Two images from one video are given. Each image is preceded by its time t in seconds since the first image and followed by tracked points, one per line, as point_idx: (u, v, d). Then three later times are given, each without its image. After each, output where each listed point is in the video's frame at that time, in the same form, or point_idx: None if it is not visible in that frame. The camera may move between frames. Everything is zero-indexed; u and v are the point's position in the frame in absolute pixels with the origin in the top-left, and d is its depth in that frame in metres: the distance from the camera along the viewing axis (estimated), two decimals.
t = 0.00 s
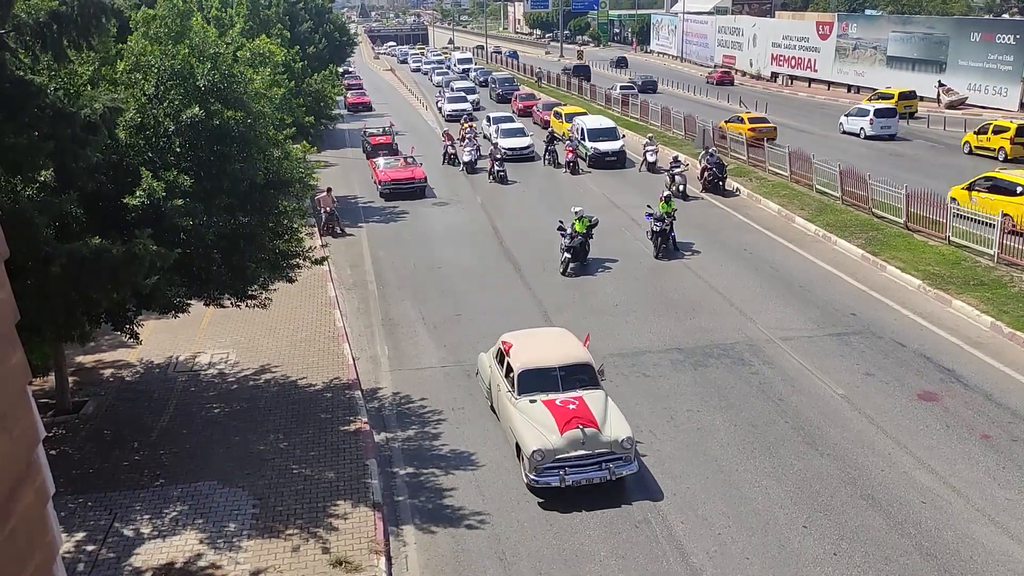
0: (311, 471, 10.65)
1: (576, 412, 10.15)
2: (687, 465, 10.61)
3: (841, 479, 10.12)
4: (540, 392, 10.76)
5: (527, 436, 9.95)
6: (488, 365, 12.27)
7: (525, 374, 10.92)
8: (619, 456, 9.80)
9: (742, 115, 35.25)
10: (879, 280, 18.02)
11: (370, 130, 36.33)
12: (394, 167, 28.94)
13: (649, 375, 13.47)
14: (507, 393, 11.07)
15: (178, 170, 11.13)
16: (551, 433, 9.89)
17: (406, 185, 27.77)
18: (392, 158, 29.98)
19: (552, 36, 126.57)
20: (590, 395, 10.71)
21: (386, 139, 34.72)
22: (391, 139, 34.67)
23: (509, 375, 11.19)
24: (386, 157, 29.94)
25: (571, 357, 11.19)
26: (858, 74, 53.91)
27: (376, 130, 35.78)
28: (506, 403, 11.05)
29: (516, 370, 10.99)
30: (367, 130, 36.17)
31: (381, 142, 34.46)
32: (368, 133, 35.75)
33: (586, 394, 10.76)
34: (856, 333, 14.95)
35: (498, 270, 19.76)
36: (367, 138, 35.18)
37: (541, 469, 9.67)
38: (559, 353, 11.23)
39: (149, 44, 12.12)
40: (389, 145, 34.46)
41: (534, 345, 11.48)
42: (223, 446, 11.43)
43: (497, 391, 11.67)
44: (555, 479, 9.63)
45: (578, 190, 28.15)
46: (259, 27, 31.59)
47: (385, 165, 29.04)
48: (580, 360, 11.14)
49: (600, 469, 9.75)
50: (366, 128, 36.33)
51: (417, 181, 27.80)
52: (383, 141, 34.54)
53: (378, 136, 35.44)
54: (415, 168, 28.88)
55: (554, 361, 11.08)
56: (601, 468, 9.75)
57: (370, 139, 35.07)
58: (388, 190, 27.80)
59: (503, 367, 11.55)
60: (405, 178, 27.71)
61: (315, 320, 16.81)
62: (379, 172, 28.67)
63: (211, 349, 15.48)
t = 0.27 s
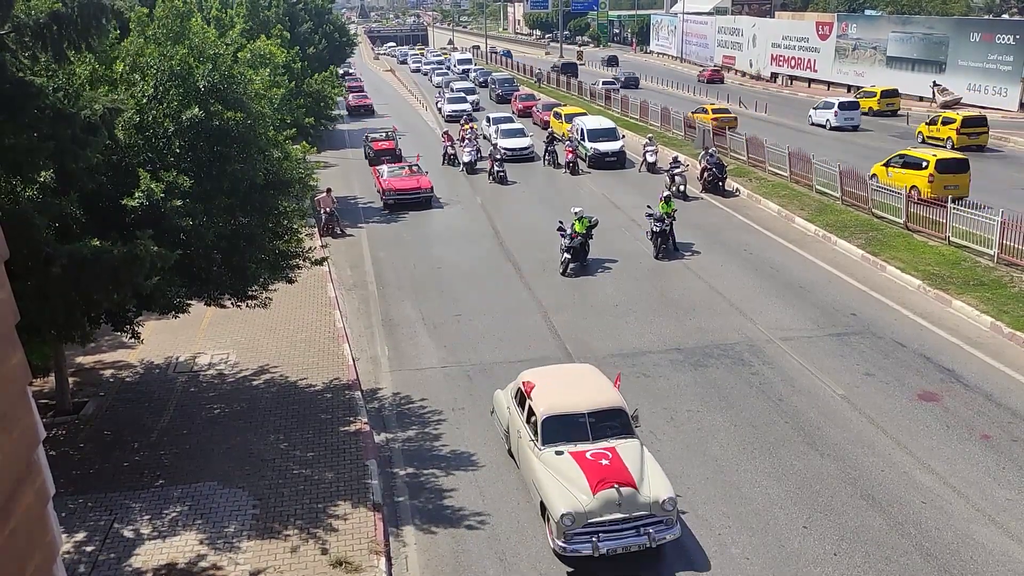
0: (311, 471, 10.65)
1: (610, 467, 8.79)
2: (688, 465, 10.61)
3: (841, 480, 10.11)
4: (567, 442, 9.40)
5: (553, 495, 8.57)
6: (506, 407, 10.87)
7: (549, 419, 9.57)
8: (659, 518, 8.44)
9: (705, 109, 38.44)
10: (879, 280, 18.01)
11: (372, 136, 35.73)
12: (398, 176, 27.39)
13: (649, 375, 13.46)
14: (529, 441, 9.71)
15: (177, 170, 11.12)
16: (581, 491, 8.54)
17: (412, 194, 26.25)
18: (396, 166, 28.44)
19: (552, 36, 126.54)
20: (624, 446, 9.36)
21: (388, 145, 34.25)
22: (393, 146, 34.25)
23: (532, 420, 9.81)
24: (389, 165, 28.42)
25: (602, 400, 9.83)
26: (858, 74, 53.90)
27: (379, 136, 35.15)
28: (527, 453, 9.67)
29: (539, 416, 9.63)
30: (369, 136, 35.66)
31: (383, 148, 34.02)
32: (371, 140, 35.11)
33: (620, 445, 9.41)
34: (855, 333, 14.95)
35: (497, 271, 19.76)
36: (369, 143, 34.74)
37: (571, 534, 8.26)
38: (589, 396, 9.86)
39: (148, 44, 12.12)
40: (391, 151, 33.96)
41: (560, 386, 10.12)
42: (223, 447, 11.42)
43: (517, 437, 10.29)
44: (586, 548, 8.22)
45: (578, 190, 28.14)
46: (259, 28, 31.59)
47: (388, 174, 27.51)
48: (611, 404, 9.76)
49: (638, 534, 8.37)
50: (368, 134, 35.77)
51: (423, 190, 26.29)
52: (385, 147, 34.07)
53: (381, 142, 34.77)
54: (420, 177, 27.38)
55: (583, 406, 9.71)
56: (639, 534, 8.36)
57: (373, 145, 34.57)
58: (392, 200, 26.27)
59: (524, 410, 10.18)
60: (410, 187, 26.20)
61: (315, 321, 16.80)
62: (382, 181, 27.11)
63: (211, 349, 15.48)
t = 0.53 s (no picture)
0: (311, 472, 10.65)
1: (654, 542, 7.55)
2: (688, 465, 10.61)
3: (841, 480, 10.11)
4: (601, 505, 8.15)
5: None
6: (530, 456, 9.60)
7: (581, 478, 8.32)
8: None
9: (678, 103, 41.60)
10: (879, 281, 18.01)
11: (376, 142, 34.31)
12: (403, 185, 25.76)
13: (650, 376, 13.46)
14: (557, 503, 8.45)
15: (177, 171, 11.12)
16: (622, 571, 7.33)
17: (418, 206, 24.63)
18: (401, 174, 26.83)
19: (552, 37, 126.50)
20: (669, 512, 8.11)
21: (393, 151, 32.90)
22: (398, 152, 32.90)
23: (560, 478, 8.53)
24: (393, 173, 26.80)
25: (641, 454, 8.55)
26: (858, 74, 53.91)
27: (384, 142, 33.75)
28: (555, 516, 8.42)
29: (570, 474, 8.35)
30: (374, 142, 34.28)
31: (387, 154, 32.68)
32: (375, 146, 33.70)
33: (663, 509, 8.15)
34: (855, 333, 14.95)
35: (498, 271, 19.75)
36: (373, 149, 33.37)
37: None
38: (624, 449, 8.60)
39: (148, 45, 12.11)
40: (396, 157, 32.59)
41: (591, 437, 8.87)
42: (223, 447, 11.42)
43: (541, 493, 9.04)
44: None
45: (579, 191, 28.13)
46: (259, 28, 31.58)
47: (393, 183, 25.90)
48: (651, 459, 8.50)
49: None
50: (372, 140, 34.39)
51: (430, 202, 24.69)
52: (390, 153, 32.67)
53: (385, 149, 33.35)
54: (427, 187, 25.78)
55: (618, 462, 8.44)
56: None
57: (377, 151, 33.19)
58: (398, 213, 24.66)
59: (550, 464, 8.90)
60: (416, 199, 24.58)
61: (315, 321, 16.79)
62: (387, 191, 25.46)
63: (210, 350, 15.47)
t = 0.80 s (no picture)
0: (312, 472, 10.65)
1: None
2: (688, 466, 10.61)
3: (842, 481, 10.10)
4: None
5: None
6: (554, 509, 8.45)
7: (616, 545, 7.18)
8: None
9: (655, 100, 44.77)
10: (879, 281, 18.00)
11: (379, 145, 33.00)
12: (408, 194, 24.51)
13: (650, 376, 13.46)
14: (588, 572, 7.31)
15: (177, 171, 11.11)
16: None
17: (425, 216, 23.37)
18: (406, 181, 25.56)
19: (551, 37, 126.52)
20: None
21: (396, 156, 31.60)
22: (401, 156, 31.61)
23: (591, 541, 7.42)
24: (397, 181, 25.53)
25: (684, 515, 7.41)
26: (857, 74, 53.91)
27: (386, 145, 32.46)
28: None
29: (602, 539, 7.22)
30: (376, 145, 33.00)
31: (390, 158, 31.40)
32: (377, 150, 32.38)
33: None
34: (856, 334, 14.95)
35: (498, 272, 19.74)
36: (376, 153, 32.07)
37: None
38: (665, 510, 7.45)
39: (147, 45, 12.11)
40: (399, 162, 31.30)
41: (624, 493, 7.73)
42: (222, 448, 11.41)
43: (567, 556, 7.90)
44: None
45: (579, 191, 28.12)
46: (259, 28, 31.58)
47: (397, 192, 24.62)
48: (697, 522, 7.34)
49: None
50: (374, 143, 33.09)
51: (437, 211, 23.43)
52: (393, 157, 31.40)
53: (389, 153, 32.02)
54: (433, 195, 24.52)
55: (659, 525, 7.28)
56: None
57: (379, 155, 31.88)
58: (403, 223, 23.39)
59: (579, 524, 7.77)
60: (423, 209, 23.33)
61: (314, 322, 16.78)
62: (391, 201, 24.23)
63: (210, 350, 15.47)
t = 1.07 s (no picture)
0: (311, 473, 10.65)
1: None
2: (688, 467, 10.60)
3: (842, 481, 10.10)
4: None
5: None
6: None
7: None
8: None
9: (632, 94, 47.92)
10: (879, 282, 18.00)
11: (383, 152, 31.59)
12: (415, 207, 23.01)
13: (649, 377, 13.46)
14: None
15: (177, 172, 11.10)
16: None
17: (432, 230, 21.83)
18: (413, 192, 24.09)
19: (551, 38, 126.51)
20: None
21: (401, 164, 30.22)
22: (406, 164, 30.22)
23: None
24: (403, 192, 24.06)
25: None
26: (857, 75, 53.89)
27: (391, 153, 31.08)
28: None
29: None
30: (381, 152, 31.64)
31: (395, 166, 30.03)
32: (381, 158, 31.00)
33: None
34: (856, 334, 14.96)
35: (497, 272, 19.74)
36: (380, 161, 30.69)
37: None
38: None
39: (147, 45, 12.11)
40: (404, 170, 29.91)
41: (677, 570, 6.39)
42: (222, 448, 11.42)
43: None
44: None
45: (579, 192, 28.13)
46: (259, 29, 31.59)
47: (404, 204, 23.15)
48: None
49: None
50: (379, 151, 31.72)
51: (446, 224, 21.89)
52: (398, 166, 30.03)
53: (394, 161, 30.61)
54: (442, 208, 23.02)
55: None
56: None
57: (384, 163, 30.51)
58: (410, 237, 21.87)
59: None
60: (430, 221, 21.82)
61: (314, 322, 16.78)
62: (397, 214, 22.73)
63: (210, 351, 15.47)
